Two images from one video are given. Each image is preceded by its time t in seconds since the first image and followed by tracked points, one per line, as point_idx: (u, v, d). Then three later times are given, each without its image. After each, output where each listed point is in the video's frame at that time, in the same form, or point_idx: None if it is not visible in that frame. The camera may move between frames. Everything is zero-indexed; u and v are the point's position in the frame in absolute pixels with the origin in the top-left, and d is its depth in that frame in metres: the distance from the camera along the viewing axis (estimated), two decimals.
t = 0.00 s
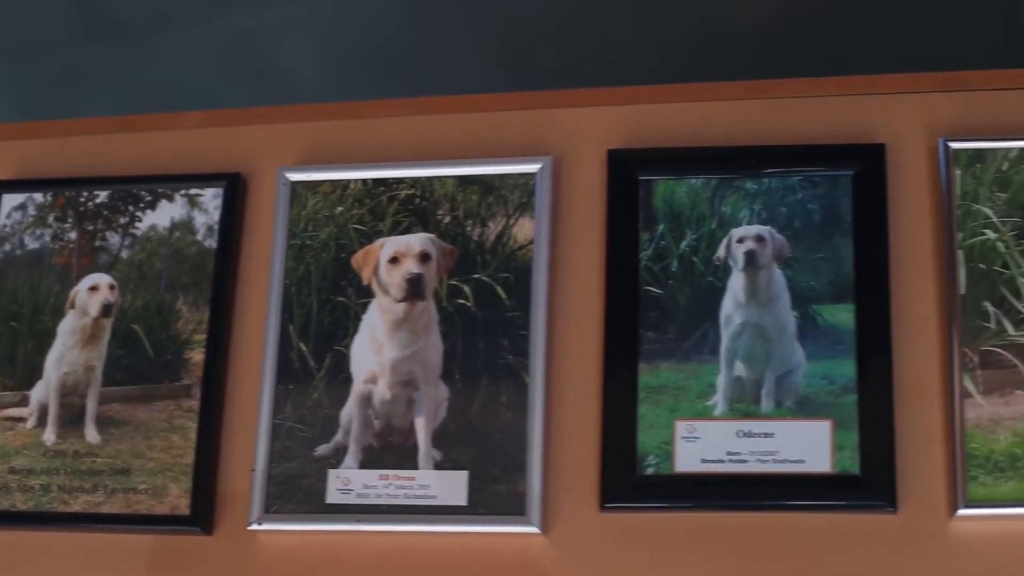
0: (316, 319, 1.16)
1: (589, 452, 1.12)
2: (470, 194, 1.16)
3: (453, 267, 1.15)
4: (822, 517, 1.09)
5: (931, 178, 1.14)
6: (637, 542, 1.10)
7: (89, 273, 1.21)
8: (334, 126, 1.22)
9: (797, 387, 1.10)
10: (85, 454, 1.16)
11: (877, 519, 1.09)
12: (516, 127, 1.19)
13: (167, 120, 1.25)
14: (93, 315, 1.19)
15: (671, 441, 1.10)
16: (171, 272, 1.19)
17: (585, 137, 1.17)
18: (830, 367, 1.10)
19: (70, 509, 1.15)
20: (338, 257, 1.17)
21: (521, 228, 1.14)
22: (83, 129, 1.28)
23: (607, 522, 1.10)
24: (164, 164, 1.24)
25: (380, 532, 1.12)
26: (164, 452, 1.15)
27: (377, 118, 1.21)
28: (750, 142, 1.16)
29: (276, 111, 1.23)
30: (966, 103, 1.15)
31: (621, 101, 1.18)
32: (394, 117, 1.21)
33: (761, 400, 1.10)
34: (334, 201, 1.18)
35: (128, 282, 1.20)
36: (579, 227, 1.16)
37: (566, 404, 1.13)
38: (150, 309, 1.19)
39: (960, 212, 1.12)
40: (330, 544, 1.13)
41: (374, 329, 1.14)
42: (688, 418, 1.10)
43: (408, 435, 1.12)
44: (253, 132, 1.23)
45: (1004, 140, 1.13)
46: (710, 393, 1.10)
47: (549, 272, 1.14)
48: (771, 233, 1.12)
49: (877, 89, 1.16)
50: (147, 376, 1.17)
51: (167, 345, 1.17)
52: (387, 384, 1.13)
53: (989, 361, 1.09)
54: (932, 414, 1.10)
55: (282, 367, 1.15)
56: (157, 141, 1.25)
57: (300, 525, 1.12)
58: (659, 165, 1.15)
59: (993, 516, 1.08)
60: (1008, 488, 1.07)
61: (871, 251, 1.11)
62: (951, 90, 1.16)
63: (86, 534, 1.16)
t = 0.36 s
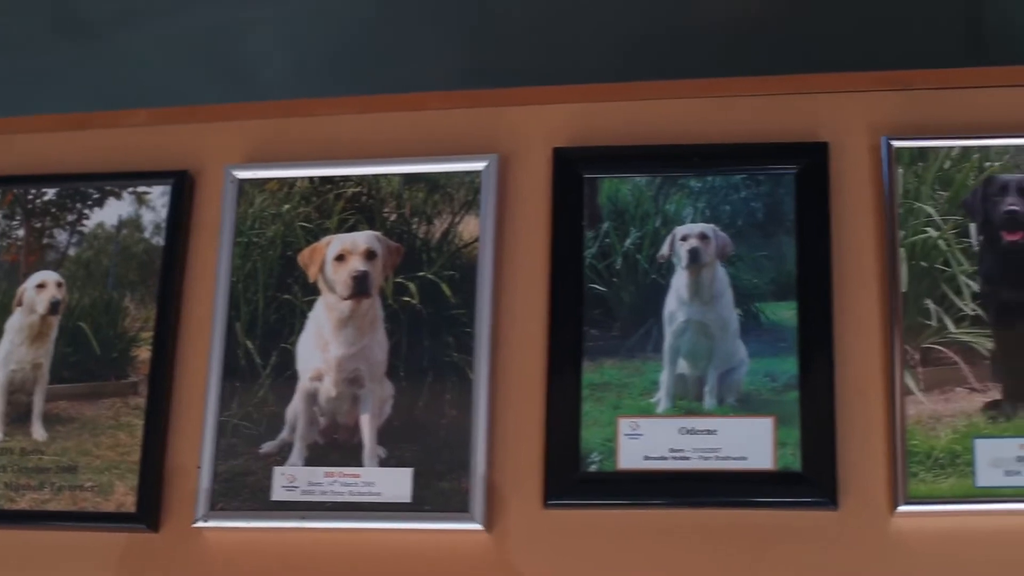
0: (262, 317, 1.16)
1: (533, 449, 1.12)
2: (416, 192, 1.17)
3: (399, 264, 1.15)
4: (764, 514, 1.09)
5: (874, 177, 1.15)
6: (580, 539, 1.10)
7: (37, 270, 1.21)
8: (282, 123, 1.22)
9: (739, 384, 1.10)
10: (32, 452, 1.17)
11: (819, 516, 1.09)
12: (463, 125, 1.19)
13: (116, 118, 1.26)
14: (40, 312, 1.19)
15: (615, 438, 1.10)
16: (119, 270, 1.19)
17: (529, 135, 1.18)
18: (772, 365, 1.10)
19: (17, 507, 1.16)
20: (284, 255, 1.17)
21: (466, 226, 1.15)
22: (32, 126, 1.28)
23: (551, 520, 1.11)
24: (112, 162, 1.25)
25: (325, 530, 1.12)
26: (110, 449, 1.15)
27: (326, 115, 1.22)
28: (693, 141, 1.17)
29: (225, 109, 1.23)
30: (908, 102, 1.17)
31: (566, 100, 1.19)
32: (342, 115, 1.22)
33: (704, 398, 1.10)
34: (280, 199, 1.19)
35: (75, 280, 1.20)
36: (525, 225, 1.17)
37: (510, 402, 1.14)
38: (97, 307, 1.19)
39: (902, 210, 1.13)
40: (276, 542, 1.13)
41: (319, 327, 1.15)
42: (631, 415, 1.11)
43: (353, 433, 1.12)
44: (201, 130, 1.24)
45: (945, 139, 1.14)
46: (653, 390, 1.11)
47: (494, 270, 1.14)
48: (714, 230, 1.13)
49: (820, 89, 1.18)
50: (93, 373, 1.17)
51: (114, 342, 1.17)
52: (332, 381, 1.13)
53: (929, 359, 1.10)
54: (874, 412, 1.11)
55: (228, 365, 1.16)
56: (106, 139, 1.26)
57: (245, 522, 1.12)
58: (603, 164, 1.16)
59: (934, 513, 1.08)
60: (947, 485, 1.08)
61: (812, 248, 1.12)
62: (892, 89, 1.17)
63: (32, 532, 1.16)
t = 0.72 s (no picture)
0: (206, 314, 1.16)
1: (476, 445, 1.12)
2: (360, 188, 1.17)
3: (342, 261, 1.15)
4: (704, 510, 1.10)
5: (816, 174, 1.16)
6: (522, 535, 1.10)
7: None
8: (228, 120, 1.23)
9: (680, 381, 1.11)
10: None
11: (759, 512, 1.10)
12: (408, 122, 1.20)
13: (61, 114, 1.26)
14: None
15: (556, 435, 1.11)
16: (63, 267, 1.19)
17: (473, 132, 1.19)
18: (713, 362, 1.11)
19: None
20: (229, 252, 1.17)
21: (410, 223, 1.15)
22: None
23: (493, 516, 1.11)
24: (57, 158, 1.24)
25: (269, 527, 1.12)
26: (53, 446, 1.15)
27: (271, 111, 1.22)
28: (636, 137, 1.17)
29: (171, 105, 1.24)
30: (852, 100, 1.18)
31: (511, 98, 1.19)
32: (287, 112, 1.22)
33: (645, 395, 1.10)
34: (225, 196, 1.19)
35: (20, 276, 1.20)
36: (469, 222, 1.17)
37: (453, 399, 1.14)
38: (41, 304, 1.19)
39: (843, 207, 1.14)
40: (219, 539, 1.12)
41: (263, 324, 1.15)
42: (573, 412, 1.11)
43: (295, 430, 1.12)
44: (146, 126, 1.24)
45: (887, 137, 1.15)
46: (595, 387, 1.11)
47: (437, 267, 1.14)
48: (657, 228, 1.14)
49: (765, 86, 1.18)
50: (37, 370, 1.17)
51: (58, 339, 1.17)
52: (276, 378, 1.13)
53: (870, 356, 1.11)
54: (815, 409, 1.12)
55: (172, 362, 1.15)
56: (51, 135, 1.25)
57: (187, 519, 1.12)
58: (546, 161, 1.16)
59: (873, 508, 1.09)
60: (887, 481, 1.08)
61: (754, 245, 1.13)
62: (835, 87, 1.18)
63: None
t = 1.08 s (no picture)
0: (149, 310, 1.16)
1: (418, 441, 1.12)
2: (303, 184, 1.17)
3: (285, 257, 1.15)
4: (645, 506, 1.10)
5: (759, 171, 1.16)
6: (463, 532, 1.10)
7: None
8: (172, 117, 1.22)
9: (622, 377, 1.11)
10: None
11: (699, 508, 1.10)
12: (352, 118, 1.20)
13: (6, 110, 1.26)
14: None
15: (498, 431, 1.11)
16: (5, 262, 1.19)
17: (417, 129, 1.19)
18: (655, 358, 1.11)
19: None
20: (171, 248, 1.17)
21: (353, 219, 1.15)
22: None
23: (434, 513, 1.11)
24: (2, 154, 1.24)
25: (210, 523, 1.12)
26: None
27: (216, 108, 1.22)
28: (579, 134, 1.17)
29: (115, 100, 1.23)
30: (797, 97, 1.18)
31: (455, 94, 1.19)
32: (232, 108, 1.22)
33: (587, 390, 1.11)
34: (167, 191, 1.19)
35: None
36: (412, 218, 1.17)
37: (396, 396, 1.14)
38: None
39: (786, 204, 1.14)
40: (161, 536, 1.12)
41: (205, 320, 1.14)
42: (514, 408, 1.11)
43: (237, 426, 1.12)
44: (91, 122, 1.23)
45: (830, 134, 1.15)
46: (536, 383, 1.11)
47: (380, 263, 1.14)
48: (599, 224, 1.14)
49: (710, 83, 1.18)
50: None
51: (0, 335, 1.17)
52: (217, 375, 1.13)
53: (811, 352, 1.11)
54: (756, 406, 1.12)
55: (114, 359, 1.15)
56: None
57: (128, 516, 1.12)
58: (490, 157, 1.16)
59: (813, 504, 1.09)
60: (828, 478, 1.09)
61: (696, 242, 1.13)
62: (778, 85, 1.18)
63: None
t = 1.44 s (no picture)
0: (91, 305, 1.16)
1: (360, 435, 1.12)
2: (246, 179, 1.17)
3: (227, 252, 1.15)
4: (587, 502, 1.10)
5: (702, 167, 1.16)
6: (405, 527, 1.10)
7: None
8: (117, 111, 1.22)
9: (564, 372, 1.11)
10: None
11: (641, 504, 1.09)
12: (296, 112, 1.20)
13: None
14: None
15: (439, 426, 1.11)
16: None
17: (361, 124, 1.19)
18: (597, 353, 1.11)
19: None
20: (113, 242, 1.17)
21: (295, 214, 1.15)
22: None
23: (376, 508, 1.10)
24: None
25: (152, 518, 1.11)
26: None
27: (160, 101, 1.21)
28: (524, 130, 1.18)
29: (60, 94, 1.23)
30: (742, 93, 1.18)
31: (400, 89, 1.19)
32: (177, 102, 1.21)
33: (528, 385, 1.10)
34: (110, 186, 1.19)
35: None
36: (355, 213, 1.17)
37: (339, 391, 1.14)
38: None
39: (728, 200, 1.14)
40: (102, 531, 1.12)
41: (147, 314, 1.14)
42: (455, 403, 1.11)
43: (179, 421, 1.12)
44: (36, 116, 1.23)
45: (773, 130, 1.16)
46: (478, 378, 1.11)
47: (323, 258, 1.14)
48: (542, 219, 1.14)
49: (654, 79, 1.18)
50: None
51: None
52: (159, 369, 1.13)
53: (753, 348, 1.11)
54: (698, 401, 1.12)
55: (56, 354, 1.15)
56: None
57: (69, 510, 1.11)
58: (434, 152, 1.16)
59: (754, 500, 1.09)
60: (768, 473, 1.09)
61: (639, 237, 1.13)
62: (723, 80, 1.18)
63: None
